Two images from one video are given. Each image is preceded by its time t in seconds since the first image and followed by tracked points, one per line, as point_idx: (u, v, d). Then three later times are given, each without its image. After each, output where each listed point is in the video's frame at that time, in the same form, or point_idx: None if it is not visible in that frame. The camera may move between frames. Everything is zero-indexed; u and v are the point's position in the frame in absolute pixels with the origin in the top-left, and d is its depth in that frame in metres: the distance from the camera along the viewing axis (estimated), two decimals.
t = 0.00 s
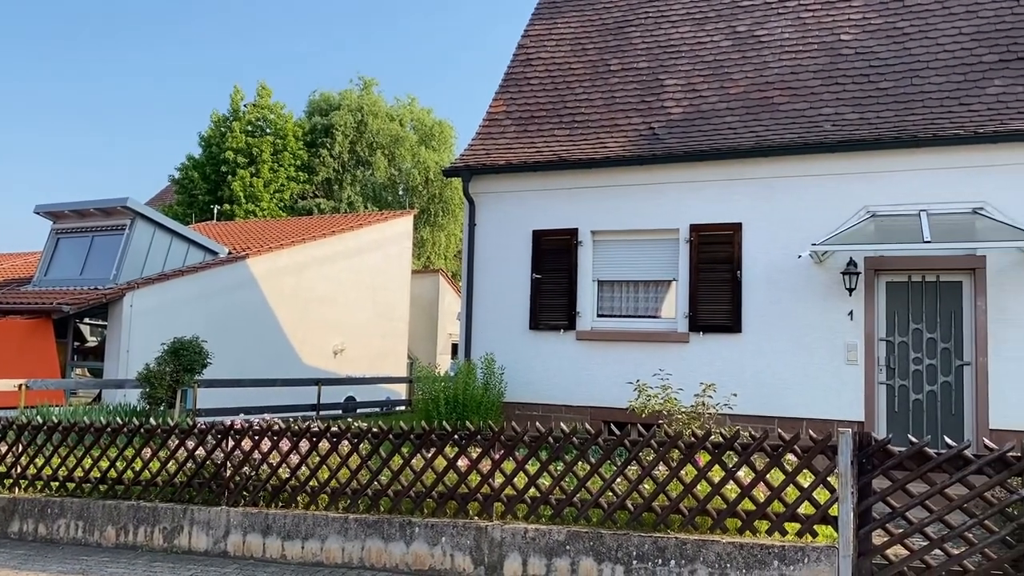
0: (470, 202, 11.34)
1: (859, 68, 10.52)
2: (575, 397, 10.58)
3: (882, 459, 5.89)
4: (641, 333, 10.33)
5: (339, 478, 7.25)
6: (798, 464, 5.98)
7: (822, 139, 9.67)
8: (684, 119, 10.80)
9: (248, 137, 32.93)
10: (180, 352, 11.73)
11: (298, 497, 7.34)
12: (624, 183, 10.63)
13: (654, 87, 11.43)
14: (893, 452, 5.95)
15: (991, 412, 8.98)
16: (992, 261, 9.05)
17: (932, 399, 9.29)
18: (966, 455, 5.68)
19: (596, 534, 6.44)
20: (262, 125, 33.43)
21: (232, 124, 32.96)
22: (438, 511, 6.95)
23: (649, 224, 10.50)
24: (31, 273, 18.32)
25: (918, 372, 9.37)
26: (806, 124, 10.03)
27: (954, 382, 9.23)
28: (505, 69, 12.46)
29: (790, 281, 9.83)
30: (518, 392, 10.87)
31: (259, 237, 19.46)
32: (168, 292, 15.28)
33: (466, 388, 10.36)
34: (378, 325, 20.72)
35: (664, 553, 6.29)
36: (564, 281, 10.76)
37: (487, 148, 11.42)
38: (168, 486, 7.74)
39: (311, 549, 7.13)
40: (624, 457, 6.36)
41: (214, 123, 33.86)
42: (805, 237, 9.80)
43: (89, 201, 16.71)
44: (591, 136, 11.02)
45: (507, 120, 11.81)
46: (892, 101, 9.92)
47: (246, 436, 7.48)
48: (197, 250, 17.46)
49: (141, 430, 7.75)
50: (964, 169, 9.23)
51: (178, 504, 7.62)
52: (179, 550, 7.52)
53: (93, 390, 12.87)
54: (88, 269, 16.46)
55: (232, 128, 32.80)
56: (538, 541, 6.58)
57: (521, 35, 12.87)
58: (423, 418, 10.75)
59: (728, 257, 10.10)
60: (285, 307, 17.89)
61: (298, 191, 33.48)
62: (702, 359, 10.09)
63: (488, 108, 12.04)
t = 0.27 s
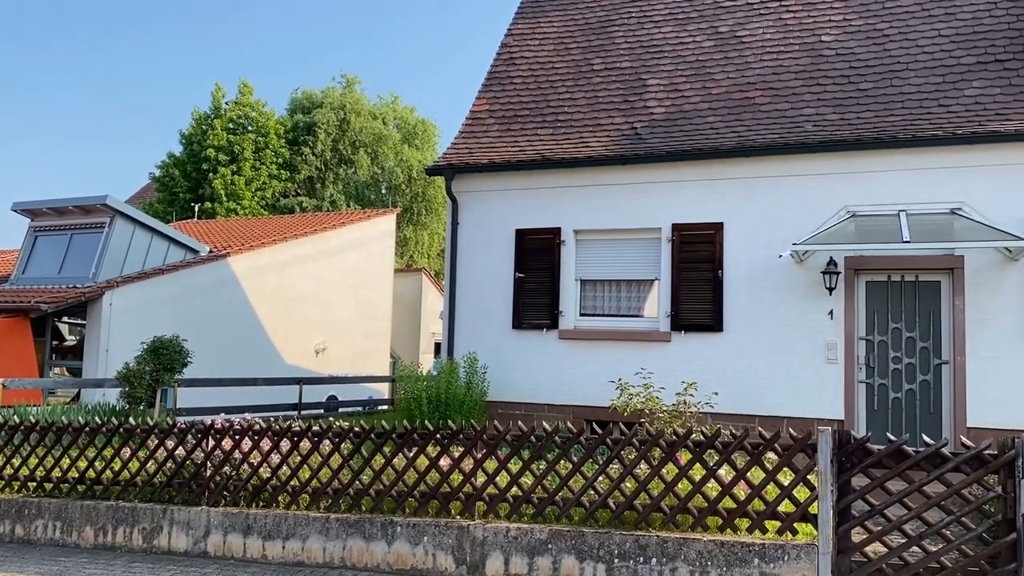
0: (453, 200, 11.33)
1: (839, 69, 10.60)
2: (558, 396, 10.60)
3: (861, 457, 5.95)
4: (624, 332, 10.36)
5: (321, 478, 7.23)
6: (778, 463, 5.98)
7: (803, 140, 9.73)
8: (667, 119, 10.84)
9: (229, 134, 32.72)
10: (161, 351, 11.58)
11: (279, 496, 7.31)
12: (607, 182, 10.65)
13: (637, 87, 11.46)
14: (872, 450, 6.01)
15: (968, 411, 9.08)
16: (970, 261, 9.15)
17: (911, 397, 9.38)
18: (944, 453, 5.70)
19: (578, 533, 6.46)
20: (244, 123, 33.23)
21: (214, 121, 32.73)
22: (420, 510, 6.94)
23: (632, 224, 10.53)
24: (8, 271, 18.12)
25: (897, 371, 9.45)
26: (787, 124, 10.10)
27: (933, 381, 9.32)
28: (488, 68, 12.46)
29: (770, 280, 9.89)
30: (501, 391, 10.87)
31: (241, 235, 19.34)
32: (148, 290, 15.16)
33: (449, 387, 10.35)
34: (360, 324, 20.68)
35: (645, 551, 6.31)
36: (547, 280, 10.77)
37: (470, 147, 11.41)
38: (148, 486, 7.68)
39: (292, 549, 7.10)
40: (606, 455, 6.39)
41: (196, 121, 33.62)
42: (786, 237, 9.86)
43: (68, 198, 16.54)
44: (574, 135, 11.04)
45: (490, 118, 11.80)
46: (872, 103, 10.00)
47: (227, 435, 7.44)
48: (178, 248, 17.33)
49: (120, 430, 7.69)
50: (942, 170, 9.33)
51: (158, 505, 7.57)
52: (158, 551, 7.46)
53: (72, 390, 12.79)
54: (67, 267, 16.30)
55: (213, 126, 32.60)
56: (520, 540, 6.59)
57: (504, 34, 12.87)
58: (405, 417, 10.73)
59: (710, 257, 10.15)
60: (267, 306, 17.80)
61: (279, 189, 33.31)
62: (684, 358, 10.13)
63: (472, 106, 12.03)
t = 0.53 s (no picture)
0: (436, 199, 11.31)
1: (819, 70, 10.67)
2: (540, 395, 10.61)
3: (840, 456, 5.98)
4: (606, 331, 10.39)
5: (301, 478, 7.20)
6: (758, 461, 6.03)
7: (784, 140, 9.79)
8: (648, 119, 10.87)
9: (210, 132, 32.62)
10: (140, 350, 11.49)
11: (259, 496, 7.27)
12: (589, 182, 10.68)
13: (619, 87, 11.49)
14: (849, 447, 6.03)
15: (946, 409, 9.18)
16: (947, 261, 9.25)
17: (889, 396, 9.47)
18: (921, 451, 5.77)
19: (559, 532, 6.47)
20: (225, 120, 33.12)
21: (194, 119, 32.60)
22: (402, 509, 6.93)
23: (614, 223, 10.56)
24: None
25: (876, 369, 9.54)
26: (768, 125, 10.16)
27: (911, 379, 9.41)
28: (470, 67, 12.45)
29: (751, 280, 9.95)
30: (483, 390, 10.87)
31: (222, 233, 19.22)
32: (127, 289, 15.03)
33: (431, 386, 10.33)
34: (342, 324, 20.63)
35: (626, 549, 6.33)
36: (529, 280, 10.78)
37: (453, 145, 11.40)
38: (126, 486, 7.62)
39: (273, 549, 7.07)
40: (587, 454, 6.41)
41: (176, 118, 33.40)
42: (766, 237, 9.93)
43: (46, 196, 16.37)
44: (556, 135, 11.05)
45: (472, 118, 11.80)
46: (852, 103, 10.08)
47: (207, 435, 7.40)
48: (158, 246, 17.20)
49: (98, 430, 7.63)
50: (920, 170, 9.42)
51: (137, 505, 7.51)
52: (137, 551, 7.41)
53: (49, 390, 12.66)
54: (45, 265, 16.13)
55: (194, 123, 32.45)
56: (501, 539, 6.60)
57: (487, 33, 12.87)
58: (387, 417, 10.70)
59: (691, 256, 10.19)
60: (247, 304, 17.71)
61: (261, 187, 33.13)
62: (665, 357, 10.18)
63: (454, 105, 12.02)
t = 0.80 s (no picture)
0: (418, 198, 11.29)
1: (799, 71, 10.75)
2: (522, 394, 10.63)
3: (819, 454, 6.00)
4: (588, 330, 10.42)
5: (282, 477, 7.17)
6: (738, 459, 6.06)
7: (764, 141, 9.85)
8: (630, 119, 10.90)
9: (190, 130, 32.30)
10: (119, 350, 11.40)
11: (239, 497, 7.23)
12: (571, 181, 10.70)
13: (601, 87, 11.52)
14: (828, 445, 6.05)
15: (923, 407, 9.28)
16: (925, 261, 9.34)
17: (868, 394, 9.56)
18: (899, 450, 5.84)
19: (540, 531, 6.48)
20: (206, 119, 32.78)
21: (175, 117, 32.27)
22: (383, 509, 6.91)
23: (596, 223, 10.59)
24: None
25: (854, 368, 9.63)
26: (748, 125, 10.22)
27: (889, 378, 9.51)
28: (452, 66, 12.44)
29: (731, 280, 10.01)
30: (465, 390, 10.87)
31: (203, 232, 19.09)
32: (106, 288, 14.89)
33: (413, 386, 10.32)
34: (323, 323, 20.57)
35: (607, 548, 6.35)
36: (511, 279, 10.79)
37: (435, 145, 11.39)
38: (104, 487, 7.55)
39: (252, 549, 7.04)
40: (569, 453, 6.42)
41: (156, 116, 33.17)
42: (747, 237, 9.98)
43: (23, 194, 16.19)
44: (538, 134, 11.06)
45: (454, 117, 11.79)
46: (832, 104, 10.16)
47: (186, 435, 7.35)
48: (138, 245, 17.05)
49: (75, 430, 7.57)
50: (899, 171, 9.51)
51: (115, 506, 7.45)
52: (115, 552, 7.35)
53: (26, 390, 12.55)
54: (22, 264, 15.96)
55: (175, 121, 32.16)
56: (483, 538, 6.60)
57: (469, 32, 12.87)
58: (369, 416, 10.67)
59: (673, 256, 10.23)
60: (227, 303, 17.60)
61: (241, 186, 32.95)
62: (646, 356, 10.21)
63: (436, 104, 12.00)
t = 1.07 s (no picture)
0: (400, 198, 11.27)
1: (780, 73, 10.81)
2: (504, 394, 10.63)
3: (798, 452, 6.02)
4: (570, 330, 10.43)
5: (262, 478, 7.13)
6: (719, 458, 6.10)
7: (745, 142, 9.90)
8: (612, 119, 10.93)
9: (170, 128, 32.40)
10: (97, 350, 11.30)
11: (219, 498, 7.19)
12: (553, 181, 10.71)
13: (584, 87, 11.54)
14: (808, 444, 6.08)
15: (902, 406, 9.36)
16: (904, 262, 9.43)
17: (848, 393, 9.63)
18: (878, 448, 5.88)
19: (522, 531, 6.49)
20: (186, 116, 33.01)
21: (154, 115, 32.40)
22: (364, 510, 6.90)
23: (579, 223, 10.60)
24: None
25: (834, 368, 9.70)
26: (729, 126, 10.27)
27: (868, 378, 9.59)
28: (435, 65, 12.42)
29: (712, 280, 10.06)
30: (447, 390, 10.86)
31: (184, 231, 18.95)
32: (84, 287, 14.76)
33: (394, 386, 10.29)
34: (305, 323, 20.49)
35: (588, 547, 6.36)
36: (494, 279, 10.79)
37: (417, 144, 11.37)
38: (81, 488, 7.48)
39: (232, 551, 7.00)
40: (551, 452, 6.43)
41: (136, 114, 33.12)
42: (728, 237, 10.03)
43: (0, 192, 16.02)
44: (521, 134, 11.07)
45: (437, 116, 11.77)
46: (812, 106, 10.22)
47: (165, 436, 7.30)
48: (117, 244, 16.90)
49: (53, 431, 7.51)
50: (878, 172, 9.59)
51: (93, 507, 7.38)
52: (93, 554, 7.29)
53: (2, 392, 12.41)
54: None
55: (153, 119, 32.23)
56: (464, 538, 6.60)
57: (452, 31, 12.86)
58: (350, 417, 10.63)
59: (654, 256, 10.26)
60: (208, 303, 17.48)
61: (222, 185, 32.87)
62: (628, 356, 10.24)
63: (419, 103, 11.98)
